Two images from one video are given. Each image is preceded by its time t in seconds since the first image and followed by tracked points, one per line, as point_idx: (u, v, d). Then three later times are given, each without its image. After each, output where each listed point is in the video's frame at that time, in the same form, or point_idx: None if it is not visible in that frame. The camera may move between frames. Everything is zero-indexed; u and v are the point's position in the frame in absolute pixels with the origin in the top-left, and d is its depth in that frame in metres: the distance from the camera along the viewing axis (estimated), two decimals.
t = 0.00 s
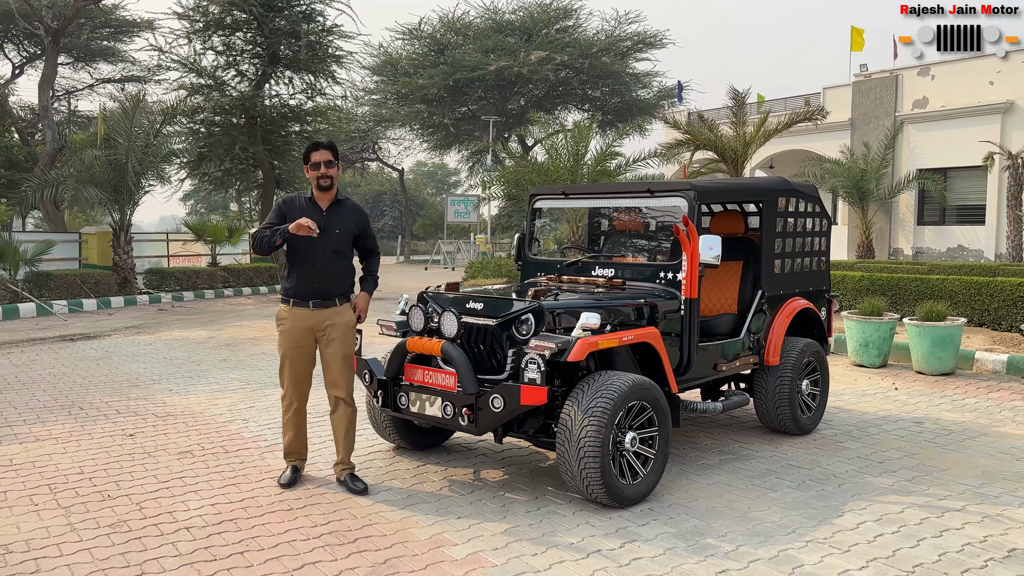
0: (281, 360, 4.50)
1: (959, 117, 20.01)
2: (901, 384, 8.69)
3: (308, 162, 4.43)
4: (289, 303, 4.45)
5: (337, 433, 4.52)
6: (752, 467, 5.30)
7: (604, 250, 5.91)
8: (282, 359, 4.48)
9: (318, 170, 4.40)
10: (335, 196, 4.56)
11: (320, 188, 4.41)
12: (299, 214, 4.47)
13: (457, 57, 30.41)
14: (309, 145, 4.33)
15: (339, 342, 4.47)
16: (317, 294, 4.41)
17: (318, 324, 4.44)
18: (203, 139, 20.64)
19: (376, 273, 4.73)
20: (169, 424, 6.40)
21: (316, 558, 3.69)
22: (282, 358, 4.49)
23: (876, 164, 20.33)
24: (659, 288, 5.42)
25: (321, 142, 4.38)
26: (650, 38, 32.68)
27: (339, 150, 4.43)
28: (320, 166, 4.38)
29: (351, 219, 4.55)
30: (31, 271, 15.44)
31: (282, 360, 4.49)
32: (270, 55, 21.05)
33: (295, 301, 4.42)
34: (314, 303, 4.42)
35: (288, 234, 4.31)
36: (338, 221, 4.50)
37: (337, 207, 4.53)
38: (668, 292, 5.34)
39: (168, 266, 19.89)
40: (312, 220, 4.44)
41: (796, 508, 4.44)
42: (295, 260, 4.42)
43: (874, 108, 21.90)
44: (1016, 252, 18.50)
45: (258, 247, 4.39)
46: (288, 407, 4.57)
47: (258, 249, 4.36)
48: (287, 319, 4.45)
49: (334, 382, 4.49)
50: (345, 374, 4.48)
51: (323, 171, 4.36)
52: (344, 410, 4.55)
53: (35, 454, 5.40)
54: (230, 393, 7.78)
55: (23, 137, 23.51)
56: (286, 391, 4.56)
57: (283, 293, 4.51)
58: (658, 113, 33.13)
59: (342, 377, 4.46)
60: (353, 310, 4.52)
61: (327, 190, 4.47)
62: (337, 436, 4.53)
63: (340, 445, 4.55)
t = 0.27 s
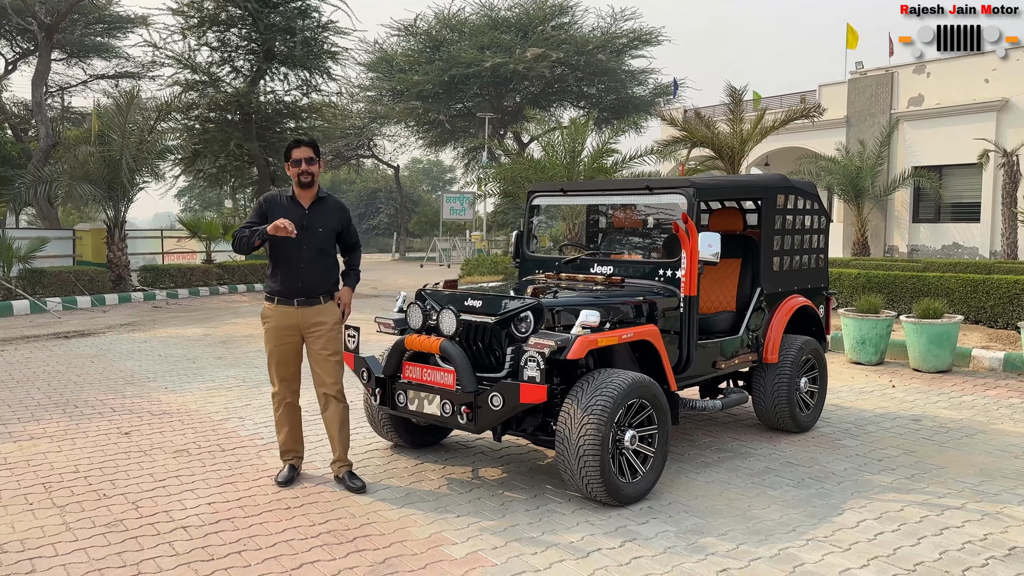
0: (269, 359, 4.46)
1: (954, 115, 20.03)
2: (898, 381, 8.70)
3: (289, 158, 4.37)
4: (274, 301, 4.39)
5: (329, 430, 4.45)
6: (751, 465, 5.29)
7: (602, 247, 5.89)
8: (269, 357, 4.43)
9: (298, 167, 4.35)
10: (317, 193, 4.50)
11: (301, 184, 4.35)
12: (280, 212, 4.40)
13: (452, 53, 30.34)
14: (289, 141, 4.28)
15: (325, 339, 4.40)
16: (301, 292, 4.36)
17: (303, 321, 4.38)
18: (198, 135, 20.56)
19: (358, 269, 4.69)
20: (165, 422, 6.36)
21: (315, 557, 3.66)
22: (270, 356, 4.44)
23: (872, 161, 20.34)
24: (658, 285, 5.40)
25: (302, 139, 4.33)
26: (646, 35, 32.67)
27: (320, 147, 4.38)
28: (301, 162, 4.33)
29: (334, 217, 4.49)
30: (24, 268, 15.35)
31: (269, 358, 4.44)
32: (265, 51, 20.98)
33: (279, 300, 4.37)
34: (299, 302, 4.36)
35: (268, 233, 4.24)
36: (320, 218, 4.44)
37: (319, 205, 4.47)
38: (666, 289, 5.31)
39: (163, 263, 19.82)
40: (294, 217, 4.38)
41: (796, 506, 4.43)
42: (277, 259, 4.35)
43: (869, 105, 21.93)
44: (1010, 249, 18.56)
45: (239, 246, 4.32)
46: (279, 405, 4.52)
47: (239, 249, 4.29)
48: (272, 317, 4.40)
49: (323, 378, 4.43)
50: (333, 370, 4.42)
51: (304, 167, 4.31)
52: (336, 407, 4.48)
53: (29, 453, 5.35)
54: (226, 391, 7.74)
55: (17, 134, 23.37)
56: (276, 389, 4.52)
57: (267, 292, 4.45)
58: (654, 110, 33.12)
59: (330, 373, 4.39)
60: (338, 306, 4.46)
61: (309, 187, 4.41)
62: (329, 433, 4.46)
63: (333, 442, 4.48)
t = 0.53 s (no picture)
0: (259, 355, 4.39)
1: (947, 111, 20.06)
2: (894, 378, 8.69)
3: (275, 153, 4.26)
4: (263, 298, 4.32)
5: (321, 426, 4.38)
6: (749, 463, 5.26)
7: (600, 244, 5.83)
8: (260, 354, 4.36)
9: (285, 161, 4.25)
10: (305, 187, 4.42)
11: (289, 180, 4.26)
12: (267, 208, 4.30)
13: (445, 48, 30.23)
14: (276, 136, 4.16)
15: (316, 335, 4.34)
16: (291, 289, 4.29)
17: (293, 317, 4.32)
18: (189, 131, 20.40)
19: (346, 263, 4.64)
20: (157, 419, 6.28)
21: (311, 558, 3.60)
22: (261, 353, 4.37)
23: (865, 158, 20.38)
24: (657, 282, 5.35)
25: (289, 133, 4.21)
26: (639, 31, 32.63)
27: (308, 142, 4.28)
28: (289, 157, 4.22)
29: (321, 212, 4.42)
30: (13, 264, 15.19)
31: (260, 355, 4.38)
32: (257, 45, 20.84)
33: (268, 296, 4.29)
34: (290, 298, 4.29)
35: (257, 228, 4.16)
36: (308, 213, 4.36)
37: (307, 199, 4.39)
38: (665, 285, 5.27)
39: (154, 259, 19.68)
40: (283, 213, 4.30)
41: (797, 505, 4.40)
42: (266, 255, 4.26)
43: (862, 102, 21.95)
44: (1002, 246, 18.62)
45: (227, 243, 4.22)
46: (271, 403, 4.45)
47: (227, 245, 4.20)
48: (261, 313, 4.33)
49: (315, 375, 4.36)
50: (324, 366, 4.35)
51: (291, 162, 4.20)
52: (327, 404, 4.42)
53: (19, 452, 5.27)
54: (219, 388, 7.66)
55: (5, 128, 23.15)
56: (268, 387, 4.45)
57: (255, 288, 4.36)
58: (647, 106, 33.10)
59: (322, 369, 4.33)
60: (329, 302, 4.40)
61: (296, 181, 4.32)
62: (322, 430, 4.40)
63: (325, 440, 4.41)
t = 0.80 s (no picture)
0: (253, 355, 4.28)
1: (937, 108, 20.11)
2: (888, 375, 8.69)
3: (267, 146, 4.19)
4: (257, 296, 4.21)
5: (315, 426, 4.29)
6: (749, 461, 5.21)
7: (597, 240, 5.77)
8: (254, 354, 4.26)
9: (279, 154, 4.17)
10: (298, 182, 4.34)
11: (282, 174, 4.18)
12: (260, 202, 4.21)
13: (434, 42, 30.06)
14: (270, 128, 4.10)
15: (312, 333, 4.25)
16: (286, 285, 4.19)
17: (288, 316, 4.23)
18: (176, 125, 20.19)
19: (339, 262, 4.56)
20: (146, 418, 6.16)
21: (307, 562, 3.52)
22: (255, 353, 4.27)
23: (854, 154, 20.41)
24: (655, 279, 5.29)
25: (282, 126, 4.16)
26: (628, 26, 32.56)
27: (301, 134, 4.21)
28: (282, 149, 4.15)
29: (316, 207, 4.34)
30: None
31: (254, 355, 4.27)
32: (245, 39, 20.64)
33: (262, 293, 4.19)
34: (285, 295, 4.20)
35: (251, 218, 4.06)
36: (303, 209, 4.28)
37: (300, 194, 4.31)
38: (664, 283, 5.21)
39: (141, 255, 19.47)
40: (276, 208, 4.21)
41: (798, 504, 4.35)
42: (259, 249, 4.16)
43: (851, 98, 21.96)
44: (990, 243, 18.70)
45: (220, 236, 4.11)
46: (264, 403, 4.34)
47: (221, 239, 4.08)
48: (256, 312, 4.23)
49: (309, 374, 4.27)
50: (320, 365, 4.26)
51: (285, 155, 4.13)
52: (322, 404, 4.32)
53: (5, 452, 5.15)
54: (209, 387, 7.56)
55: None
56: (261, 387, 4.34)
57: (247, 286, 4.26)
58: (637, 102, 33.06)
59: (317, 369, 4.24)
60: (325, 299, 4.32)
61: (290, 175, 4.24)
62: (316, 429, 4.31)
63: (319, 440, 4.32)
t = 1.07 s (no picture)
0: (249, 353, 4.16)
1: (923, 104, 20.19)
2: (880, 372, 8.69)
3: (264, 138, 4.02)
4: (255, 293, 4.09)
5: (310, 427, 4.19)
6: (746, 459, 5.16)
7: (592, 236, 5.70)
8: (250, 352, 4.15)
9: (276, 147, 4.01)
10: (295, 175, 4.21)
11: (279, 167, 4.04)
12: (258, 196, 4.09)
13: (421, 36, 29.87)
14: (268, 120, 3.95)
15: (311, 331, 4.16)
16: (285, 282, 4.09)
17: (287, 313, 4.12)
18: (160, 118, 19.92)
19: (336, 257, 4.46)
20: (132, 417, 6.03)
21: (301, 566, 3.42)
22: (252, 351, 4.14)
23: (842, 150, 20.47)
24: (652, 276, 5.22)
25: (280, 117, 4.01)
26: (615, 21, 32.51)
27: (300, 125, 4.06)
28: (280, 142, 3.98)
29: (314, 201, 4.23)
30: None
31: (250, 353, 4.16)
32: (230, 31, 20.40)
33: (261, 290, 4.08)
34: (284, 292, 4.09)
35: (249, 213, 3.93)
36: (301, 203, 4.17)
37: (298, 188, 4.20)
38: (661, 279, 5.15)
39: (124, 250, 19.22)
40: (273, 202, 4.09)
41: (798, 504, 4.30)
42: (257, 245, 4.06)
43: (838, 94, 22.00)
44: (975, 239, 18.82)
45: (217, 232, 3.98)
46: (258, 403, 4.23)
47: (218, 235, 3.96)
48: (253, 308, 4.11)
49: (306, 373, 4.18)
50: (318, 365, 4.17)
51: (282, 148, 3.97)
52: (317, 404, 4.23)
53: None
54: (196, 384, 7.42)
55: None
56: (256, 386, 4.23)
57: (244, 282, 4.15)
58: (624, 97, 33.03)
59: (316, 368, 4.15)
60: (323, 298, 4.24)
61: (287, 168, 4.10)
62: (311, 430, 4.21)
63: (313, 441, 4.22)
